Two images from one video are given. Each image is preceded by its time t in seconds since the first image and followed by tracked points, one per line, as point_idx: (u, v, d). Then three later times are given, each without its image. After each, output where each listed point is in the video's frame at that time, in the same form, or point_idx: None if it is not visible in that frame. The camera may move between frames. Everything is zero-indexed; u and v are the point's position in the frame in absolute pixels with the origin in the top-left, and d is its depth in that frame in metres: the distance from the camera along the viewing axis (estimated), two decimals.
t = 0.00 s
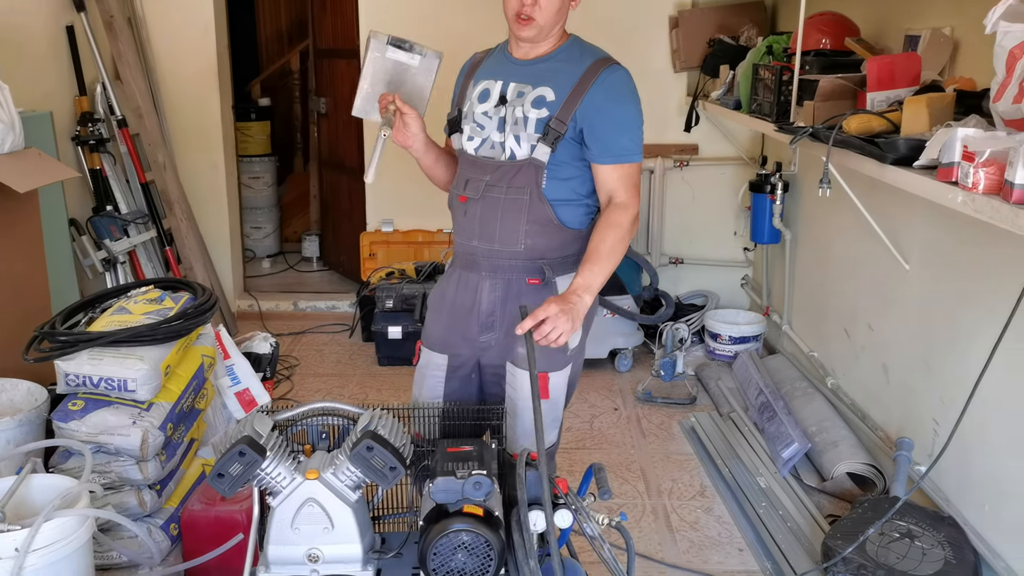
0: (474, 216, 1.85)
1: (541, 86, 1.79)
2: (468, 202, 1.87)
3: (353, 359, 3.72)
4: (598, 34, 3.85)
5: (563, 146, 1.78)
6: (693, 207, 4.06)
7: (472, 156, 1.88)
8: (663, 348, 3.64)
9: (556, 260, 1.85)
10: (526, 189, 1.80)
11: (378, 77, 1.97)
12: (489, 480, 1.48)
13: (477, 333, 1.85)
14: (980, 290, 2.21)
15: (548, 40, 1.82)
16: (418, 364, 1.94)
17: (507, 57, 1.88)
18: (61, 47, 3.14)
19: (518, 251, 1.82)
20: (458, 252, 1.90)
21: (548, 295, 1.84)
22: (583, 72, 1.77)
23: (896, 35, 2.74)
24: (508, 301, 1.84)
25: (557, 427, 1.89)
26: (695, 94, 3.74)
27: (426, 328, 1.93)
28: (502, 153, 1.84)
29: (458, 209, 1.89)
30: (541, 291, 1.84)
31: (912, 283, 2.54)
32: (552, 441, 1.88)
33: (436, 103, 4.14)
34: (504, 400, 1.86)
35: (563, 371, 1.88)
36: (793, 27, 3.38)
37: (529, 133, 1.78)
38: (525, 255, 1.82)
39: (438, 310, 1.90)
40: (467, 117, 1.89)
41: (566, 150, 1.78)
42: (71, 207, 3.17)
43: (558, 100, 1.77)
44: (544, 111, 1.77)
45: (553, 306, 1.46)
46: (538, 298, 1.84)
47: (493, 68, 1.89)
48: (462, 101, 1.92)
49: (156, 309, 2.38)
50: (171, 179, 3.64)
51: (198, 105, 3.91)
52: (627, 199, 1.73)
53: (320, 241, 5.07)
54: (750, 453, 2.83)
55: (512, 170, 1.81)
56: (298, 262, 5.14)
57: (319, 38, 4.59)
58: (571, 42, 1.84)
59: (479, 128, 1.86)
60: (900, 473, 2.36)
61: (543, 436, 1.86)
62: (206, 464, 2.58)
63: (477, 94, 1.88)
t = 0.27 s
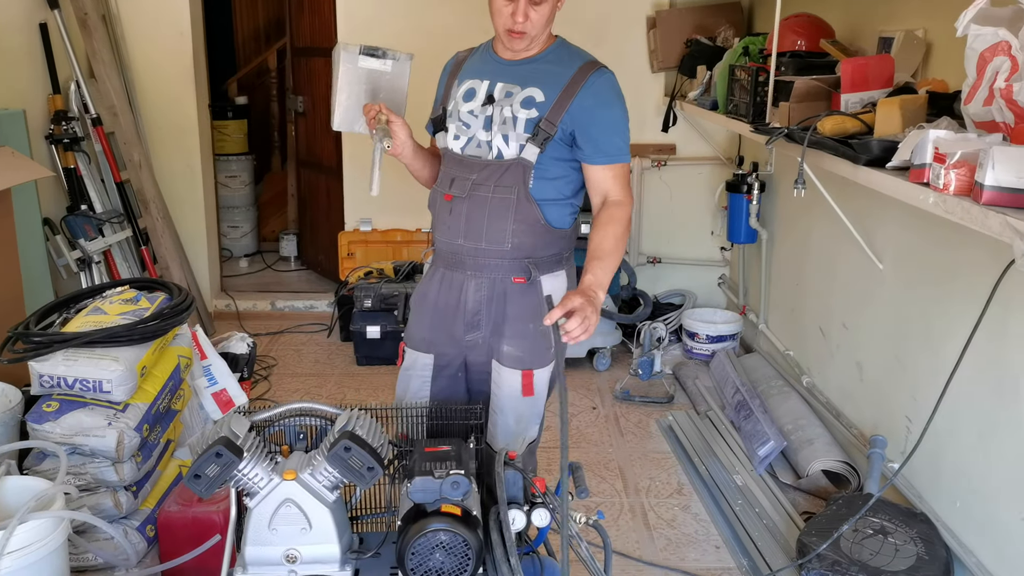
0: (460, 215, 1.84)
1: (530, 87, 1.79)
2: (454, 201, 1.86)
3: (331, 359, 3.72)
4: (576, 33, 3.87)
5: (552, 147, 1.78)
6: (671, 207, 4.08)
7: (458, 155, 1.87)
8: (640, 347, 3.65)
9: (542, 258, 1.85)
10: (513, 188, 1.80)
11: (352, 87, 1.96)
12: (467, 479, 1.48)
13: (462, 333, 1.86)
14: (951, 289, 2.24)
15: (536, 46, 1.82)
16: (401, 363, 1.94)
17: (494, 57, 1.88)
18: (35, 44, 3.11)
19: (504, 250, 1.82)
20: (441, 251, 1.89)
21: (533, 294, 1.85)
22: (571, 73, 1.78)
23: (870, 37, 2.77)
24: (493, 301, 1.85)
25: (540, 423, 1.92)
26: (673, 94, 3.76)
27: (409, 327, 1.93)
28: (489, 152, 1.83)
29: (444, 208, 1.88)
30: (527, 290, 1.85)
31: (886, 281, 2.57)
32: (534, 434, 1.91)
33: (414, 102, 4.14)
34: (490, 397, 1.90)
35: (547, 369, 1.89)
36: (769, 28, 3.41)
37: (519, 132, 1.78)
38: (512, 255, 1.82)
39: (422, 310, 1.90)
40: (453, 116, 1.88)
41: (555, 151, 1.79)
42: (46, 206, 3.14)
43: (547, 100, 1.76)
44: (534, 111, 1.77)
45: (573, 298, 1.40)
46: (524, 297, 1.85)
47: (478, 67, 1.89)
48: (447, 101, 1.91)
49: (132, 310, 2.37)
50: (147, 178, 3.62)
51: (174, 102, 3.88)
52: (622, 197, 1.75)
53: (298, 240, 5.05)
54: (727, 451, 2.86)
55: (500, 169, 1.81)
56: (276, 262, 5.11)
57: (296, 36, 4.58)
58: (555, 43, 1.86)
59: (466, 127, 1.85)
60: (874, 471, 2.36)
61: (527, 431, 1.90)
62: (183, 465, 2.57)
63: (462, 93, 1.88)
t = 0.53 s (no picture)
0: (450, 217, 1.85)
1: (521, 92, 1.79)
2: (444, 203, 1.86)
3: (323, 360, 3.72)
4: (567, 35, 3.88)
5: (543, 154, 1.79)
6: (663, 209, 4.10)
7: (448, 157, 1.88)
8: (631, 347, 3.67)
9: (531, 258, 1.86)
10: (502, 192, 1.82)
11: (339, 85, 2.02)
12: (458, 479, 1.49)
13: (453, 331, 1.87)
14: (938, 290, 2.26)
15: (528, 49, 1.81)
16: (395, 360, 1.96)
17: (483, 56, 1.86)
18: (25, 44, 3.11)
19: (493, 251, 1.83)
20: (432, 251, 1.89)
21: (522, 292, 1.86)
22: (563, 79, 1.78)
23: (858, 39, 2.79)
24: (484, 299, 1.86)
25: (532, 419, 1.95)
26: (663, 96, 3.78)
27: (402, 324, 1.94)
28: (478, 155, 1.84)
29: (434, 210, 1.88)
30: (517, 288, 1.86)
31: (875, 282, 2.59)
32: (528, 433, 1.96)
33: (405, 103, 4.15)
34: (483, 395, 1.92)
35: (538, 366, 1.91)
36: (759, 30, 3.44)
37: (509, 138, 1.79)
38: (501, 255, 1.83)
39: (414, 307, 1.91)
40: (443, 118, 1.88)
41: (547, 157, 1.80)
42: (36, 207, 3.14)
43: (538, 108, 1.77)
44: (525, 118, 1.78)
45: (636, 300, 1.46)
46: (514, 296, 1.86)
47: (468, 67, 1.88)
48: (436, 99, 1.91)
49: (123, 311, 2.37)
50: (137, 179, 3.62)
51: (165, 103, 3.88)
52: (627, 199, 1.77)
53: (289, 241, 5.05)
54: (717, 451, 2.87)
55: (489, 173, 1.82)
56: (267, 263, 5.11)
57: (287, 37, 4.58)
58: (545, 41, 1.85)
59: (456, 130, 1.86)
60: (863, 470, 2.36)
61: (519, 428, 1.93)
62: (174, 466, 2.57)
63: (453, 94, 1.87)
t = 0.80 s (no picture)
0: (439, 219, 1.86)
1: (509, 97, 1.78)
2: (434, 203, 1.87)
3: (316, 361, 3.72)
4: (560, 35, 3.89)
5: (532, 156, 1.79)
6: (656, 209, 4.11)
7: (437, 159, 1.86)
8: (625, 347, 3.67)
9: (520, 255, 1.87)
10: (490, 195, 1.82)
11: (328, 71, 1.95)
12: (451, 479, 1.49)
13: (444, 326, 1.88)
14: (931, 289, 2.27)
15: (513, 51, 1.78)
16: (388, 353, 1.97)
17: (469, 56, 1.84)
18: (17, 44, 3.10)
19: (482, 251, 1.84)
20: (423, 248, 1.90)
21: (512, 288, 1.87)
22: (551, 82, 1.77)
23: (850, 40, 2.80)
24: (474, 295, 1.86)
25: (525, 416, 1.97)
26: (657, 96, 3.78)
27: (394, 318, 1.94)
28: (465, 157, 1.83)
29: (423, 210, 1.89)
30: (506, 285, 1.87)
31: (867, 282, 2.59)
32: (521, 430, 1.98)
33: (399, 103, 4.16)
34: (475, 392, 1.93)
35: (529, 361, 1.92)
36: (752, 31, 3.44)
37: (498, 143, 1.79)
38: (490, 254, 1.84)
39: (406, 302, 1.91)
40: (430, 119, 1.86)
41: (535, 160, 1.80)
42: (28, 208, 3.13)
43: (527, 113, 1.77)
44: (514, 123, 1.77)
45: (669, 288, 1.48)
46: (503, 292, 1.87)
47: (454, 67, 1.85)
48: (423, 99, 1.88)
49: (115, 311, 2.36)
50: (130, 180, 3.61)
51: (158, 104, 3.87)
52: (622, 195, 1.76)
53: (283, 242, 5.05)
54: (710, 450, 2.88)
55: (477, 176, 1.82)
56: (260, 263, 5.10)
57: (280, 38, 4.58)
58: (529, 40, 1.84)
59: (444, 131, 1.84)
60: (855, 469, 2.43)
61: (513, 425, 1.94)
62: (167, 467, 2.57)
63: (439, 95, 1.84)
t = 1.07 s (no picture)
0: (425, 216, 1.87)
1: (490, 93, 1.82)
2: (419, 202, 1.88)
3: (310, 361, 3.72)
4: (555, 37, 3.90)
5: (514, 151, 1.83)
6: (651, 210, 4.12)
7: (420, 157, 1.89)
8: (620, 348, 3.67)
9: (505, 249, 1.90)
10: (474, 189, 1.84)
11: (311, 78, 2.01)
12: (444, 480, 1.49)
13: (435, 324, 1.91)
14: (923, 290, 2.27)
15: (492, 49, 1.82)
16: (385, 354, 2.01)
17: (448, 57, 1.88)
18: (11, 45, 3.11)
19: (469, 246, 1.86)
20: (409, 248, 1.92)
21: (499, 282, 1.90)
22: (530, 77, 1.81)
23: (843, 41, 2.81)
24: (463, 292, 1.89)
25: (517, 412, 2.01)
26: (651, 97, 3.79)
27: (388, 319, 1.98)
28: (450, 155, 1.86)
29: (408, 209, 1.90)
30: (493, 279, 1.90)
31: (861, 282, 2.60)
32: (513, 426, 2.01)
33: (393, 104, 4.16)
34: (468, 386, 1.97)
35: (518, 354, 1.95)
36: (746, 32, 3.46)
37: (481, 138, 1.82)
38: (476, 250, 1.86)
39: (398, 303, 1.94)
40: (412, 119, 1.88)
41: (518, 154, 1.84)
42: (21, 208, 3.12)
43: (507, 108, 1.81)
44: (496, 118, 1.81)
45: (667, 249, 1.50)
46: (491, 287, 1.89)
47: (434, 68, 1.88)
48: (404, 100, 1.91)
49: (108, 312, 2.36)
50: (124, 181, 3.61)
51: (152, 105, 3.87)
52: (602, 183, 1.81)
53: (277, 243, 5.05)
54: (704, 451, 2.88)
55: (462, 171, 1.85)
56: (255, 265, 5.09)
57: (275, 39, 4.58)
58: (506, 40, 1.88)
59: (427, 130, 1.87)
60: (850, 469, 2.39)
61: (504, 419, 1.98)
62: (160, 468, 2.56)
63: (421, 95, 1.88)
